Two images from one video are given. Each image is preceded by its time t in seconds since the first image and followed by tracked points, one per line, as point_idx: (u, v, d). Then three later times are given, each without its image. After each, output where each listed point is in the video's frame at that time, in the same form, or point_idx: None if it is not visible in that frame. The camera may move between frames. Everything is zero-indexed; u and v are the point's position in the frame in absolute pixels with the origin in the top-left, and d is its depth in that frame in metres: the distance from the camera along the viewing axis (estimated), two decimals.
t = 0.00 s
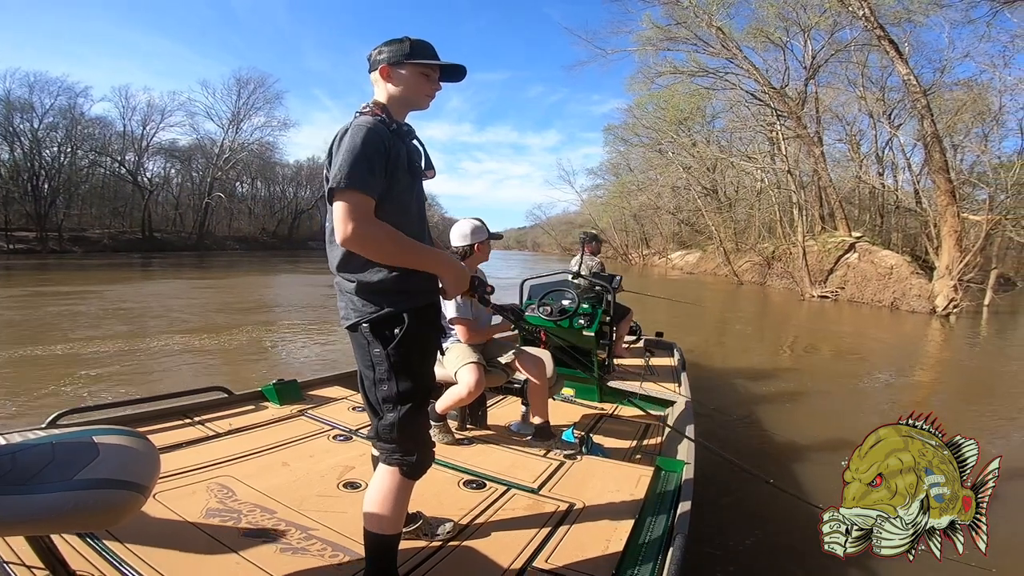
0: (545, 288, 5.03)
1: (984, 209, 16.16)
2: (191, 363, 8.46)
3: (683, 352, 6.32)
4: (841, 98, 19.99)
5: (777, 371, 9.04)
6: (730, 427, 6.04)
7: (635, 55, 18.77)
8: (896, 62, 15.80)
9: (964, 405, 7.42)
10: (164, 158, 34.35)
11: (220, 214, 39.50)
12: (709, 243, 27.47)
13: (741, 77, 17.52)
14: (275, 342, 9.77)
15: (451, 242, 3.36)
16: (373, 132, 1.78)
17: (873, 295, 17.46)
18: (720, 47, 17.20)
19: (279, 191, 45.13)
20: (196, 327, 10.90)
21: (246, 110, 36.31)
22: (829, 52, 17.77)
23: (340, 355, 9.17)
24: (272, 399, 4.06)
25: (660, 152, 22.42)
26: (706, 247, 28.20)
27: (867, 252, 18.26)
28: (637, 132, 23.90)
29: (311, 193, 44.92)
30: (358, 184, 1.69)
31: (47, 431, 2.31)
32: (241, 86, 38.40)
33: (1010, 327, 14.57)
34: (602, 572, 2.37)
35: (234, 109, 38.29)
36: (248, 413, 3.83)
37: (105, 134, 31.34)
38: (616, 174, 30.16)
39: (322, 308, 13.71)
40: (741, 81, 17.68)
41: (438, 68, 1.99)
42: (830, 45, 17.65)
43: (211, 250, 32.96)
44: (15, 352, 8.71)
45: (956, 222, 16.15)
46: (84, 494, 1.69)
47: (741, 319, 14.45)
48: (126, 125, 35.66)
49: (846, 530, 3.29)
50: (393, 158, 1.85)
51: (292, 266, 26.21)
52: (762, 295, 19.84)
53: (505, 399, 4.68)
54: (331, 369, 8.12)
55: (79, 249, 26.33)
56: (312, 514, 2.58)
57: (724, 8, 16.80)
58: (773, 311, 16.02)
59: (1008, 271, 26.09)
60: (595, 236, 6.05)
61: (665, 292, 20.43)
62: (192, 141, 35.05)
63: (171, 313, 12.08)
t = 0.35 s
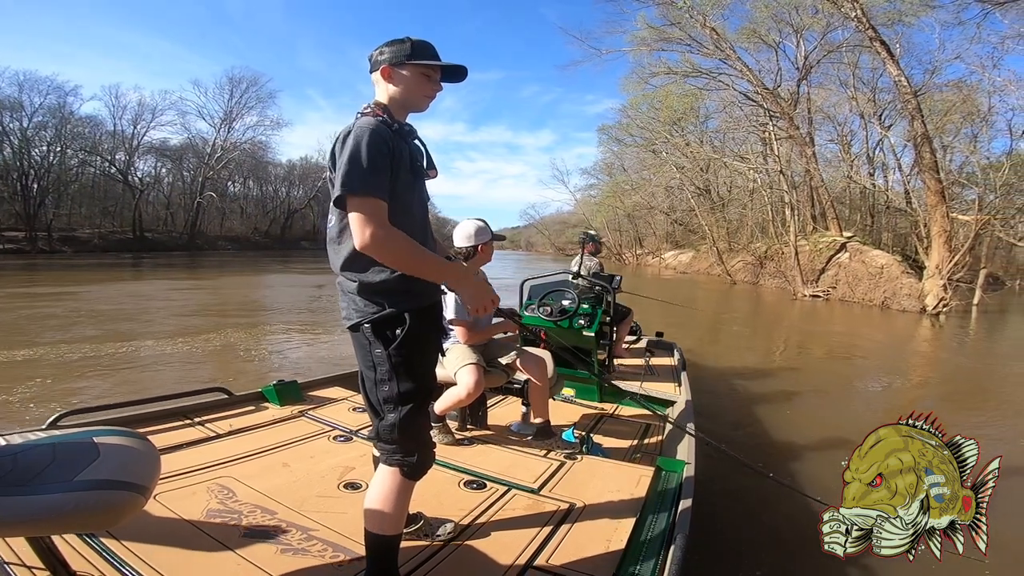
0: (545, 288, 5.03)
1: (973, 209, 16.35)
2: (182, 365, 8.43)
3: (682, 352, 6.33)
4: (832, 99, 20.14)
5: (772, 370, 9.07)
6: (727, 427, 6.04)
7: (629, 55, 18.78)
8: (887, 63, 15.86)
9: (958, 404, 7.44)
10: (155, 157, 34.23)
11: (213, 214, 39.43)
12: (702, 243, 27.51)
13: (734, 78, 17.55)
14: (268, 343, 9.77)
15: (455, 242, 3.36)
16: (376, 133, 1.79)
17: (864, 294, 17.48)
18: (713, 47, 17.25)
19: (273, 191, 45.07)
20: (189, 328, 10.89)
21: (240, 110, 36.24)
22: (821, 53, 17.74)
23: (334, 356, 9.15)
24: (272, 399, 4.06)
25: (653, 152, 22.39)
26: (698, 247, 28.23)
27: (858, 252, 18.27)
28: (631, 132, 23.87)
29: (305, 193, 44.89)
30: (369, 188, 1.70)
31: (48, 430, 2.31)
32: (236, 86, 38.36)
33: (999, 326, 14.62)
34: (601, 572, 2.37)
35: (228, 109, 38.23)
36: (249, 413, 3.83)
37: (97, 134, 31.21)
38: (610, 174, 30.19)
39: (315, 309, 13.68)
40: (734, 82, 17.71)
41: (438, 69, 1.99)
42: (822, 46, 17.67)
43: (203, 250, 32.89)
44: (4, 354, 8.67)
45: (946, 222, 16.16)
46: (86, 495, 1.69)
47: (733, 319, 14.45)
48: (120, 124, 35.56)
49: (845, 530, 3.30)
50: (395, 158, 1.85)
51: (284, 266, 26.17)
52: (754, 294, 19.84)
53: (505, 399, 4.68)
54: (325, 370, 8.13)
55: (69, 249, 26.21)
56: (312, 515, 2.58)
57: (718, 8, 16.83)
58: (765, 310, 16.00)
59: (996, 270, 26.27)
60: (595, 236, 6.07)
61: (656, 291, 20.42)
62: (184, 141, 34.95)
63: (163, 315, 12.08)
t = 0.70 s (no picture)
0: (545, 288, 5.03)
1: (963, 209, 16.61)
2: (174, 366, 8.40)
3: (682, 352, 6.33)
4: (824, 100, 20.17)
5: (767, 369, 9.10)
6: (725, 425, 6.05)
7: (625, 55, 18.80)
8: (879, 64, 15.91)
9: (953, 402, 7.48)
10: (146, 156, 34.09)
11: (206, 214, 39.31)
12: (696, 242, 27.55)
13: (727, 78, 17.55)
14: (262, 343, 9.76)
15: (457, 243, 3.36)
16: (381, 133, 1.78)
17: (856, 294, 17.51)
18: (707, 48, 17.25)
19: (266, 190, 44.96)
20: (182, 329, 10.87)
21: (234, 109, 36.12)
22: (814, 53, 17.73)
23: (328, 356, 9.13)
24: (272, 399, 4.06)
25: (647, 153, 22.36)
26: (692, 246, 28.25)
27: (849, 252, 18.31)
28: (625, 132, 23.83)
29: (298, 192, 44.79)
30: (367, 186, 1.70)
31: (48, 430, 2.30)
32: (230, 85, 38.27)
33: (988, 326, 14.69)
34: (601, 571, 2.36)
35: (221, 108, 38.14)
36: (249, 413, 3.83)
37: (87, 133, 31.06)
38: (604, 174, 30.16)
39: (308, 309, 13.63)
40: (728, 83, 17.69)
41: (443, 70, 1.99)
42: (816, 47, 17.67)
43: (196, 250, 32.81)
44: None
45: (937, 222, 16.19)
46: (86, 495, 1.69)
47: (727, 318, 14.44)
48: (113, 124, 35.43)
49: (846, 530, 3.33)
50: (399, 159, 1.85)
51: (277, 266, 26.11)
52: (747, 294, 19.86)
53: (505, 399, 4.68)
54: (321, 371, 8.13)
55: (60, 249, 26.09)
56: (312, 515, 2.58)
57: (713, 8, 16.77)
58: (758, 310, 16.00)
59: (986, 270, 26.42)
60: (596, 237, 6.07)
61: (649, 291, 20.41)
62: (175, 140, 34.82)
63: (155, 315, 12.05)
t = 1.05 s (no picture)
0: (545, 288, 5.02)
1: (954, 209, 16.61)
2: (167, 366, 8.36)
3: (681, 352, 6.33)
4: (818, 100, 20.18)
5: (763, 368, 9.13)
6: (722, 424, 6.07)
7: (620, 55, 18.80)
8: (872, 65, 15.95)
9: (947, 399, 7.52)
10: (138, 156, 33.91)
11: (199, 214, 39.15)
12: (690, 242, 27.58)
13: (723, 79, 17.59)
14: (257, 345, 9.75)
15: (457, 243, 3.36)
16: (380, 133, 1.78)
17: (848, 293, 17.53)
18: (702, 48, 17.30)
19: (259, 190, 44.84)
20: (175, 330, 10.84)
21: (227, 108, 35.98)
22: (808, 54, 17.77)
23: (323, 357, 9.10)
24: (272, 399, 4.05)
25: (642, 152, 22.34)
26: (687, 246, 28.29)
27: (842, 251, 18.32)
28: (619, 132, 23.76)
29: (291, 191, 44.66)
30: (365, 186, 1.69)
31: (48, 430, 2.30)
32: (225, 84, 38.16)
33: (980, 325, 14.74)
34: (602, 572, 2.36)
35: (215, 107, 38.03)
36: (249, 413, 3.83)
37: (78, 132, 30.88)
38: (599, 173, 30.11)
39: (301, 309, 13.59)
40: (723, 83, 17.74)
41: (442, 71, 1.98)
42: (809, 47, 17.69)
43: (187, 249, 32.73)
44: None
45: (928, 222, 16.24)
46: (87, 495, 1.68)
47: (721, 317, 14.45)
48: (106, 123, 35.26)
49: (846, 530, 3.37)
50: (398, 159, 1.85)
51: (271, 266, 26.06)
52: (741, 294, 19.87)
53: (505, 399, 4.69)
54: (316, 371, 8.14)
55: (51, 249, 25.94)
56: (312, 514, 2.58)
57: (709, 10, 16.75)
58: (752, 309, 16.01)
59: (977, 270, 26.58)
60: (596, 236, 6.07)
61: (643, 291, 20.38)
62: (168, 139, 34.68)
63: (148, 316, 12.01)
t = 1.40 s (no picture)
0: (545, 288, 5.02)
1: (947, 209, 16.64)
2: (162, 367, 8.34)
3: (680, 351, 6.32)
4: (811, 100, 20.18)
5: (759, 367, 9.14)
6: (719, 423, 6.06)
7: (616, 55, 18.82)
8: (866, 65, 15.96)
9: (942, 398, 7.54)
10: (130, 155, 33.73)
11: (193, 213, 39.01)
12: (685, 242, 27.58)
13: (717, 79, 17.60)
14: (252, 345, 9.74)
15: (456, 243, 3.35)
16: (378, 134, 1.78)
17: (842, 292, 17.53)
18: (697, 49, 17.29)
19: (254, 189, 44.74)
20: (170, 330, 10.81)
21: (222, 107, 35.88)
22: (802, 54, 17.79)
23: (317, 358, 9.07)
24: (272, 399, 4.05)
25: (638, 152, 22.31)
26: (682, 245, 28.28)
27: (835, 251, 18.32)
28: (615, 132, 23.72)
29: (286, 191, 44.54)
30: (365, 188, 1.69)
31: (46, 430, 2.29)
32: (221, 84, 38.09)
33: (972, 324, 14.77)
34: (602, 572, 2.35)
35: (210, 106, 37.96)
36: (248, 413, 3.81)
37: (70, 131, 30.79)
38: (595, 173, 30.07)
39: (295, 310, 13.55)
40: (718, 83, 17.73)
41: (441, 72, 1.98)
42: (804, 47, 17.70)
43: (180, 249, 32.67)
44: None
45: (921, 221, 16.28)
46: (85, 495, 1.68)
47: (716, 317, 14.45)
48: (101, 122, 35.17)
49: (846, 530, 3.34)
50: (397, 159, 1.84)
51: (266, 266, 26.00)
52: (736, 293, 19.86)
53: (505, 399, 4.68)
54: (312, 371, 8.13)
55: (43, 249, 25.84)
56: (312, 514, 2.58)
57: (705, 10, 16.73)
58: (746, 308, 16.00)
59: (969, 269, 26.67)
60: (596, 237, 6.06)
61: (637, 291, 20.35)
62: (161, 139, 34.54)
63: (142, 317, 11.97)
